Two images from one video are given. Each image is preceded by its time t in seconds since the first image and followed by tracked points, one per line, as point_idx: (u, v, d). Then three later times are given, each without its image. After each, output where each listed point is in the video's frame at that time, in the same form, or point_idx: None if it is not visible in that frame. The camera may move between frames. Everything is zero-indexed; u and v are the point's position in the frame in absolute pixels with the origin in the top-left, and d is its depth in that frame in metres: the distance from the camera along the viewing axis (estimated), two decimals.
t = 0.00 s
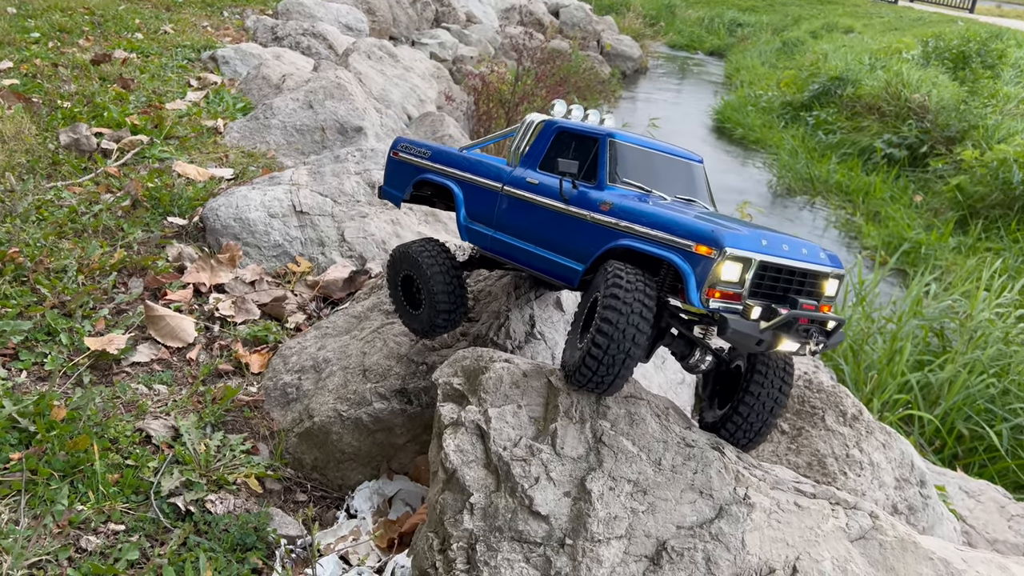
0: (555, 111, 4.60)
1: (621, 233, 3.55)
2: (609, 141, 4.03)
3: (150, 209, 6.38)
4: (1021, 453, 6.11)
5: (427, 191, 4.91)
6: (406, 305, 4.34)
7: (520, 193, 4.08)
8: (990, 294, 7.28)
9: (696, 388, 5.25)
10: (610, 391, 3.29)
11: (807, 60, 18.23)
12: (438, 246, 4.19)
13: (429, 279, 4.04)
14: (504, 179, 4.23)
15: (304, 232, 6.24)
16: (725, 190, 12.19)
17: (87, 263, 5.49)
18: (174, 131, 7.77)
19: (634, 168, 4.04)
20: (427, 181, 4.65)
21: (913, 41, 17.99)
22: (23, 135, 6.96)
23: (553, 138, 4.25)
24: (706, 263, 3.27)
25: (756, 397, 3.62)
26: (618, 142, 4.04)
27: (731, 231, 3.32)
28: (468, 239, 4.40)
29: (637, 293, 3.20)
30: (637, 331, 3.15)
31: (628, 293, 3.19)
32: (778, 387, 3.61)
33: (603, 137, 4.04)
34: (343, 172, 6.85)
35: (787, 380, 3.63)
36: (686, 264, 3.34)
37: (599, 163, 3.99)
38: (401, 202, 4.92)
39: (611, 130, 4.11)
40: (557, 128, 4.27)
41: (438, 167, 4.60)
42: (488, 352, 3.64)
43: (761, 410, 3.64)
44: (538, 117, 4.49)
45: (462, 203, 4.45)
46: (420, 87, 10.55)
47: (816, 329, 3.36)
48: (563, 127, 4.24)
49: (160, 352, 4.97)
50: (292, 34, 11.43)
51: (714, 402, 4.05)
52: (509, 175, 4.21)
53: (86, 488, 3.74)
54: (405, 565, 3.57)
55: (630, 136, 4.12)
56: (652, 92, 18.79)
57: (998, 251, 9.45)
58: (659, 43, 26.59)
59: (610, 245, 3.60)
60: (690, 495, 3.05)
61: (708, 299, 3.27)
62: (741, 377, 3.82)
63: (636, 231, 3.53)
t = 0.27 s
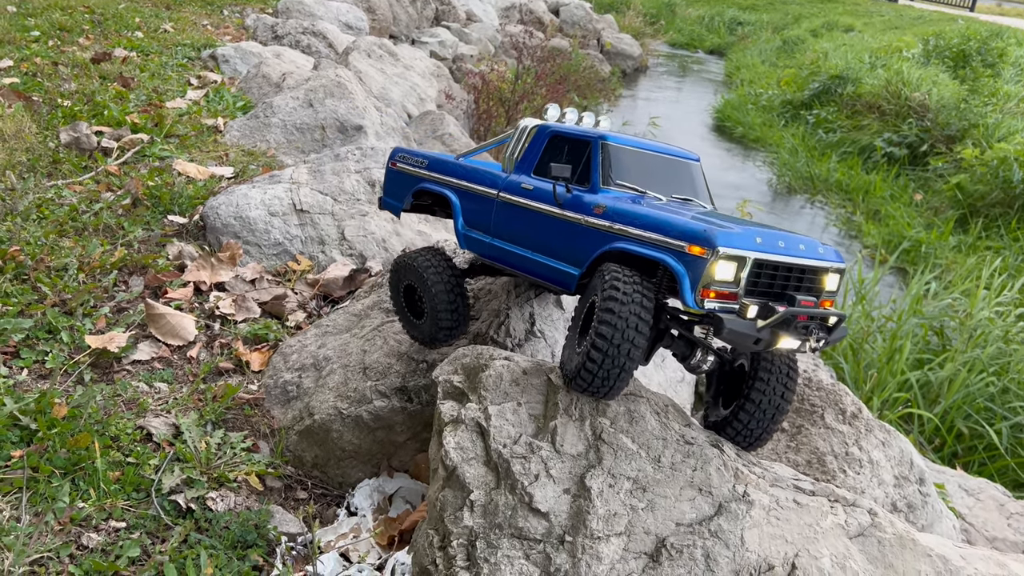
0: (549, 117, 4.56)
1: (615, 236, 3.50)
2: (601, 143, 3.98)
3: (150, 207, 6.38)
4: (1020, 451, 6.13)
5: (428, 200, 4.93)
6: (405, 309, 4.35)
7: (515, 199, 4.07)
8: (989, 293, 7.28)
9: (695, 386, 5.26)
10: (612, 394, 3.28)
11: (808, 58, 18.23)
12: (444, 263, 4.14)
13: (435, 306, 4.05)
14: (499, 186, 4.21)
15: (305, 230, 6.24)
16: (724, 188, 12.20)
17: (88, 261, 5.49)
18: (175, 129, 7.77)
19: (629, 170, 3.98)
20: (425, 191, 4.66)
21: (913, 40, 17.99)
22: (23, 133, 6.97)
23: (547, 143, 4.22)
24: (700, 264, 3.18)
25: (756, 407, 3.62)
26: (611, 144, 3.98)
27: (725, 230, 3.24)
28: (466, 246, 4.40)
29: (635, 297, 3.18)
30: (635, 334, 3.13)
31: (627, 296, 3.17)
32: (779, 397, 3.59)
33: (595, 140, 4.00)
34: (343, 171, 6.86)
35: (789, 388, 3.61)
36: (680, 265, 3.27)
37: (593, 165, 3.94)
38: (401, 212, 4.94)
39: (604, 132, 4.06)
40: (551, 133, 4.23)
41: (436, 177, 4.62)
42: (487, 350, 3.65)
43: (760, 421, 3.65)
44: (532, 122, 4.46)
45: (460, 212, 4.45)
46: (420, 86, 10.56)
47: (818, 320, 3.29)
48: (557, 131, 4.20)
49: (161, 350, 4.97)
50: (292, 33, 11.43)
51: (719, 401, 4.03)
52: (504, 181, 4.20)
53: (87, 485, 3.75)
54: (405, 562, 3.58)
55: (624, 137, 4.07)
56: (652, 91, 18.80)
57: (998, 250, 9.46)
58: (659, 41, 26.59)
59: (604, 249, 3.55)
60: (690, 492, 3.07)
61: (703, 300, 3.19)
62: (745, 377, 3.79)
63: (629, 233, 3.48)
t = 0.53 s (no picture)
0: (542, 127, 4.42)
1: (611, 248, 3.45)
2: (592, 153, 3.88)
3: (151, 206, 6.38)
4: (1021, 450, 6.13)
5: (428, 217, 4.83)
6: (406, 314, 4.29)
7: (512, 214, 4.01)
8: (990, 292, 7.28)
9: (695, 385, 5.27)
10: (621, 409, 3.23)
11: (808, 57, 18.23)
12: (450, 283, 4.04)
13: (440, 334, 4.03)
14: (495, 201, 4.14)
15: (305, 229, 6.25)
16: (725, 187, 12.19)
17: (89, 261, 5.49)
18: (175, 129, 7.77)
19: (624, 177, 3.89)
20: (424, 210, 4.57)
21: (913, 39, 17.99)
22: (24, 132, 6.97)
23: (539, 155, 4.12)
24: (695, 273, 3.14)
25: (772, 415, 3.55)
26: (603, 153, 3.89)
27: (718, 235, 3.19)
28: (467, 262, 4.33)
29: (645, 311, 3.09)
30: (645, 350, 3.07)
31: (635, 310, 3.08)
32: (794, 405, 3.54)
33: (586, 150, 3.90)
34: (344, 170, 6.86)
35: (803, 396, 3.56)
36: (675, 275, 3.22)
37: (584, 176, 3.87)
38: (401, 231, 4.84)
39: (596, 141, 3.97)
40: (542, 144, 4.13)
41: (434, 195, 4.52)
42: (489, 349, 3.66)
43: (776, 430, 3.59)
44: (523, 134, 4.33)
45: (458, 229, 4.37)
46: (420, 85, 10.56)
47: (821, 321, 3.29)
48: (548, 142, 4.10)
49: (162, 350, 4.98)
50: (293, 32, 11.42)
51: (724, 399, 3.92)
52: (500, 196, 4.13)
53: (89, 485, 3.76)
54: (406, 562, 3.58)
55: (616, 145, 3.97)
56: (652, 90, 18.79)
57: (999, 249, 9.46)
58: (659, 40, 26.60)
59: (601, 262, 3.50)
60: (691, 491, 3.07)
61: (700, 309, 3.15)
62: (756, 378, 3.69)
63: (624, 244, 3.43)
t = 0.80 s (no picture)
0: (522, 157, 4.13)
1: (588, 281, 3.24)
2: (566, 181, 3.63)
3: (151, 205, 6.39)
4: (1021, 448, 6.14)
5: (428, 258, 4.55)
6: (407, 339, 4.21)
7: (495, 252, 3.79)
8: (990, 290, 7.28)
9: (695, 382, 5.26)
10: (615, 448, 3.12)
11: (809, 56, 18.22)
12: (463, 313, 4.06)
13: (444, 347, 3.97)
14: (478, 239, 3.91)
15: (306, 228, 6.25)
16: (725, 186, 12.19)
17: (90, 259, 5.50)
18: (176, 128, 7.78)
19: (604, 201, 3.61)
20: (422, 256, 4.29)
21: (914, 37, 17.97)
22: (25, 131, 6.98)
23: (516, 189, 3.85)
24: (666, 300, 2.95)
25: (799, 414, 3.32)
26: (577, 180, 3.62)
27: (686, 258, 3.00)
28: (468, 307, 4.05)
29: (630, 341, 3.01)
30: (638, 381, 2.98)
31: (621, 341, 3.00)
32: (817, 398, 3.33)
33: (558, 179, 3.65)
34: (344, 168, 6.86)
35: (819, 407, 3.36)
36: (647, 303, 3.03)
37: (560, 207, 3.60)
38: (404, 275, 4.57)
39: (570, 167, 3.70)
40: (517, 176, 3.86)
41: (428, 238, 4.24)
42: (489, 346, 3.65)
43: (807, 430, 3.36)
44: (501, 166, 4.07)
45: (452, 272, 4.11)
46: (420, 83, 10.56)
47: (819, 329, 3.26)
48: (522, 173, 3.84)
49: (162, 348, 4.98)
50: (293, 31, 11.42)
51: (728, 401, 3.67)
52: (484, 235, 3.87)
53: (90, 482, 3.76)
54: (407, 559, 3.57)
55: (592, 170, 3.69)
56: (653, 88, 18.78)
57: (999, 247, 9.46)
58: (659, 39, 26.60)
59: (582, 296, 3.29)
60: (692, 488, 3.08)
61: (678, 337, 2.96)
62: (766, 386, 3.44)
63: (600, 275, 3.23)
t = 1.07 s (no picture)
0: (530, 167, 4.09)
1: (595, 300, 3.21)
2: (576, 195, 3.56)
3: (152, 204, 6.39)
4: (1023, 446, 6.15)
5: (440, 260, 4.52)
6: (412, 334, 4.21)
7: (504, 262, 3.75)
8: (991, 288, 7.26)
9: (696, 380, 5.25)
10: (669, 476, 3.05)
11: (809, 54, 18.20)
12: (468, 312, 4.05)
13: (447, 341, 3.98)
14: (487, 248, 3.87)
15: (307, 226, 6.25)
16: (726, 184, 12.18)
17: (91, 257, 5.50)
18: (176, 126, 7.77)
19: (614, 216, 3.56)
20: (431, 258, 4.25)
21: (915, 35, 17.95)
22: (25, 130, 6.98)
23: (526, 200, 3.79)
24: (672, 325, 2.91)
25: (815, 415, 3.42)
26: (587, 194, 3.56)
27: (694, 283, 2.95)
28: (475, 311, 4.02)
29: (655, 362, 2.98)
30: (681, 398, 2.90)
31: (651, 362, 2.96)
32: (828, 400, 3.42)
33: (568, 193, 3.58)
34: (345, 166, 6.85)
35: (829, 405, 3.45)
36: (654, 327, 2.99)
37: (568, 222, 3.54)
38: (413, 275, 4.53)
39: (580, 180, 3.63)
40: (529, 187, 3.79)
41: (437, 241, 4.21)
42: (490, 344, 3.65)
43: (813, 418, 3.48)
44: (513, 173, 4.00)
45: (461, 277, 4.07)
46: (421, 82, 10.56)
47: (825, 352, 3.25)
48: (533, 184, 3.77)
49: (164, 346, 4.98)
50: (293, 29, 11.41)
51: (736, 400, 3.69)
52: (493, 244, 3.82)
53: (91, 480, 3.76)
54: (408, 556, 3.58)
55: (600, 183, 3.63)
56: (654, 86, 18.77)
57: (1000, 245, 9.45)
58: (660, 37, 26.57)
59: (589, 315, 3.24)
60: (693, 485, 3.09)
61: (684, 362, 2.91)
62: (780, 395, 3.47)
63: (608, 295, 3.19)
